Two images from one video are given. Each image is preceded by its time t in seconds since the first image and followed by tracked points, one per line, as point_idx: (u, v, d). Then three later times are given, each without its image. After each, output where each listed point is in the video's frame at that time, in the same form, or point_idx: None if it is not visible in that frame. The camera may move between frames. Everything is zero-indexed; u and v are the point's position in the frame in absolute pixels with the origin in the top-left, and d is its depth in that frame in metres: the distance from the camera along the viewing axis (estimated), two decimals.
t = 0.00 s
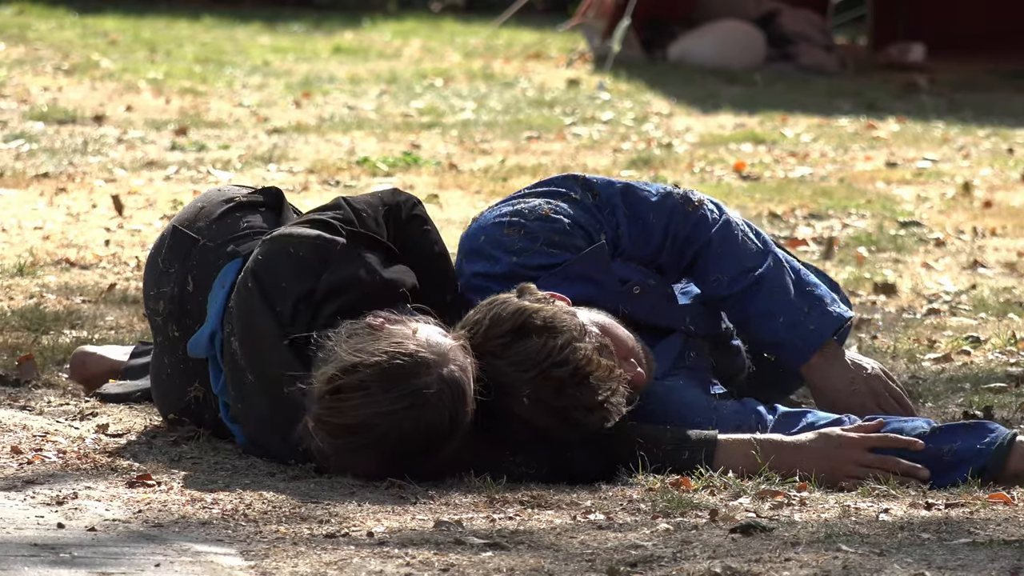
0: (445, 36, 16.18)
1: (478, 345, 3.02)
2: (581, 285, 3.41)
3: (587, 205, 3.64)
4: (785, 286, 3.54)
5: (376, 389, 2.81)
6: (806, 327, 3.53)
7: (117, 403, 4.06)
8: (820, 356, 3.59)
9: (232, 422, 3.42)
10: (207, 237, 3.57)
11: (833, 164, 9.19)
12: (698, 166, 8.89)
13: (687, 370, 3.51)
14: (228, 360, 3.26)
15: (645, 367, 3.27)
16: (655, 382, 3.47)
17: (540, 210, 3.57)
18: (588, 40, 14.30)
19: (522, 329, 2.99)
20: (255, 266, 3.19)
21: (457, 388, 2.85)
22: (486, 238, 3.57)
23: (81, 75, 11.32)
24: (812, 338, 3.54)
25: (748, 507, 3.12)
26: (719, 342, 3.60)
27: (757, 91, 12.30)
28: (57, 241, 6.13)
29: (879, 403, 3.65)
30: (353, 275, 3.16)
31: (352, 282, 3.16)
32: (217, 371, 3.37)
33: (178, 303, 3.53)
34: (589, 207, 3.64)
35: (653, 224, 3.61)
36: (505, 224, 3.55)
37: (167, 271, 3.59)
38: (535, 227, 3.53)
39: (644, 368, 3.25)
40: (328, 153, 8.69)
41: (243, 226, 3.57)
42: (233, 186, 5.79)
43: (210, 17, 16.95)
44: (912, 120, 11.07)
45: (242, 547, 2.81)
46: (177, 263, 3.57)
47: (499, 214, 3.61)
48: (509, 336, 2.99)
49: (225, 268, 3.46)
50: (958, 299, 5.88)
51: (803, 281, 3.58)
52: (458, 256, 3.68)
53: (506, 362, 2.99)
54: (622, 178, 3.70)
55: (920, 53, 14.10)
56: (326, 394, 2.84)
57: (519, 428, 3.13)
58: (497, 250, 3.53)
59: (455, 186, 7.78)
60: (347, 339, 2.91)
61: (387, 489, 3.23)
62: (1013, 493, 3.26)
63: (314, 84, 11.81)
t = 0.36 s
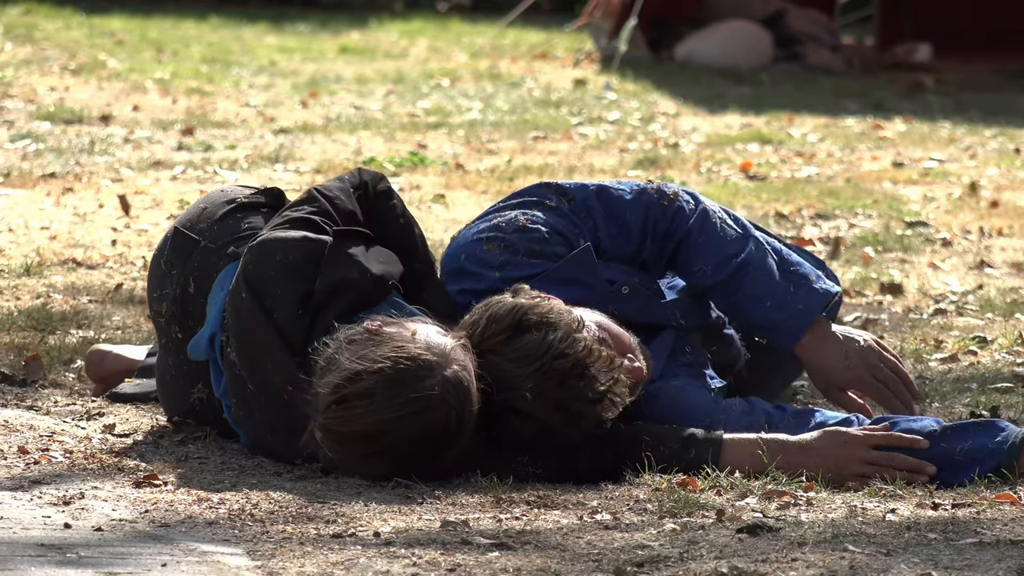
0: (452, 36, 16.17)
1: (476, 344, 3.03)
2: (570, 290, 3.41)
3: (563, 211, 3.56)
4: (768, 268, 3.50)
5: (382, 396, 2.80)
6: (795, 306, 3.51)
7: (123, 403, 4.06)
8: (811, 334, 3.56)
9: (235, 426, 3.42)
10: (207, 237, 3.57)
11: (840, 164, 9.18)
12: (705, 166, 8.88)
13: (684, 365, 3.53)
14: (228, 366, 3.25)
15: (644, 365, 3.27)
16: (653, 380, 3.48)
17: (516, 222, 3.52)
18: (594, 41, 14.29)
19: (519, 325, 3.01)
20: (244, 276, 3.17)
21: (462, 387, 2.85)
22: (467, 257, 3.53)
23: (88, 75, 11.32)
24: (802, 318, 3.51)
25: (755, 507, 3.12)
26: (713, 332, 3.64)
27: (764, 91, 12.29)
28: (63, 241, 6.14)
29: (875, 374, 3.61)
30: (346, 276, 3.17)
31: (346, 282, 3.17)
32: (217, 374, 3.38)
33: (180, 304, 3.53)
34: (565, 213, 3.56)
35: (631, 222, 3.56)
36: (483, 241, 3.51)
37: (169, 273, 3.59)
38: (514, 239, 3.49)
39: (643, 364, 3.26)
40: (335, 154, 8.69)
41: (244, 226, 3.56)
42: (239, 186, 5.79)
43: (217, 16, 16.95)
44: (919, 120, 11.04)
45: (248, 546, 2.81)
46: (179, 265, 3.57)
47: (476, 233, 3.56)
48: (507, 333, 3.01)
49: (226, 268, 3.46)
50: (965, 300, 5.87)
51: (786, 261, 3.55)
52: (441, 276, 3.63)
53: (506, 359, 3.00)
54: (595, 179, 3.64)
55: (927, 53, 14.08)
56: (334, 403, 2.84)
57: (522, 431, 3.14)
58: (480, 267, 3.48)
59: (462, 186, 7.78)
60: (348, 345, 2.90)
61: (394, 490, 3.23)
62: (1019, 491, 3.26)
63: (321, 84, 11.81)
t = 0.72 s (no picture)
0: (467, 36, 16.16)
1: (488, 342, 3.03)
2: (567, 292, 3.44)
3: (549, 217, 3.60)
4: (752, 253, 3.54)
5: (395, 401, 2.79)
6: (784, 290, 3.55)
7: (145, 403, 4.08)
8: (801, 316, 3.62)
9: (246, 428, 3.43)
10: (214, 242, 3.55)
11: (855, 163, 9.14)
12: (720, 166, 8.85)
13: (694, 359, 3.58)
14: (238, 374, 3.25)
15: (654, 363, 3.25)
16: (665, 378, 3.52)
17: (505, 233, 3.55)
18: (610, 40, 14.27)
19: (530, 321, 3.02)
20: (243, 285, 3.16)
21: (475, 387, 2.84)
22: (461, 275, 3.55)
23: (104, 75, 11.34)
24: (792, 301, 3.56)
25: (771, 507, 3.10)
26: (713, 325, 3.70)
27: (779, 90, 12.25)
28: (79, 241, 6.14)
29: (869, 351, 3.67)
30: (346, 278, 3.16)
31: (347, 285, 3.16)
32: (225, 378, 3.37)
33: (188, 308, 3.53)
34: (552, 219, 3.60)
35: (619, 221, 3.60)
36: (475, 257, 3.54)
37: (178, 276, 3.59)
38: (505, 250, 3.51)
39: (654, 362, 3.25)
40: (350, 154, 8.69)
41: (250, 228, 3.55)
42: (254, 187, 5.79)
43: (232, 16, 16.97)
44: (934, 120, 11.00)
45: (264, 546, 2.80)
46: (187, 268, 3.57)
47: (467, 252, 3.59)
48: (519, 329, 3.01)
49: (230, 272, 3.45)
50: (981, 300, 5.83)
51: (770, 245, 3.59)
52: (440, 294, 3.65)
53: (520, 355, 3.00)
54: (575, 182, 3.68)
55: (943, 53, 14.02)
56: (349, 411, 2.83)
57: (536, 430, 3.13)
58: (475, 283, 3.51)
59: (477, 186, 7.77)
60: (359, 351, 2.90)
61: (410, 490, 3.21)
62: None
63: (336, 84, 11.81)
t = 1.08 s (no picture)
0: (476, 36, 16.16)
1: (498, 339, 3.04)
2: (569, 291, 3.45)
3: (541, 220, 3.61)
4: (741, 244, 3.58)
5: (408, 394, 2.79)
6: (774, 279, 3.59)
7: (152, 404, 4.08)
8: (794, 307, 3.64)
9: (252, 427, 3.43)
10: (224, 241, 3.55)
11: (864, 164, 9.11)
12: (729, 166, 8.84)
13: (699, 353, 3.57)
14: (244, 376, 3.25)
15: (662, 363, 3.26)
16: (674, 378, 3.49)
17: (500, 239, 3.57)
18: (619, 40, 14.26)
19: (541, 317, 3.03)
20: (246, 289, 3.14)
21: (487, 379, 2.85)
22: (459, 284, 3.57)
23: (113, 75, 11.36)
24: (782, 290, 3.60)
25: (779, 508, 3.09)
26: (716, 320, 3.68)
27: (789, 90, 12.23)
28: (87, 241, 6.15)
29: (860, 336, 3.61)
30: (347, 277, 3.15)
31: (349, 284, 3.15)
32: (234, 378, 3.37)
33: (198, 307, 3.53)
34: (544, 221, 3.62)
35: (611, 218, 3.64)
36: (471, 265, 3.56)
37: (187, 275, 3.58)
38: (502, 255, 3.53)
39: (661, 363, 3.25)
40: (359, 154, 8.69)
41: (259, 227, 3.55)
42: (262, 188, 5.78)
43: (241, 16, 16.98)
44: (944, 120, 10.97)
45: (272, 546, 2.80)
46: (197, 266, 3.56)
47: (463, 261, 3.61)
48: (529, 325, 3.03)
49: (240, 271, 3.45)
50: (989, 300, 5.81)
51: (758, 237, 3.64)
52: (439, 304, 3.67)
53: (532, 350, 3.01)
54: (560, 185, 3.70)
55: (952, 53, 13.99)
56: (362, 407, 2.83)
57: (544, 426, 3.12)
58: (473, 290, 3.53)
59: (486, 186, 7.76)
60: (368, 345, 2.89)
61: (418, 490, 3.21)
62: None
63: (345, 84, 11.81)
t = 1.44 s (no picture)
0: (483, 36, 16.16)
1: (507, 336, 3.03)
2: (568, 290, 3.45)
3: (527, 226, 3.63)
4: (722, 233, 3.61)
5: (416, 384, 2.79)
6: (758, 267, 3.63)
7: (160, 404, 4.08)
8: (777, 296, 3.70)
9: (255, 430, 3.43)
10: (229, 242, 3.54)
11: (871, 164, 9.10)
12: (736, 166, 8.83)
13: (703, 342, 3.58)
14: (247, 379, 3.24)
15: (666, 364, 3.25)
16: (678, 379, 3.49)
17: (491, 248, 3.59)
18: (625, 40, 14.25)
19: (550, 315, 3.03)
20: (248, 295, 3.13)
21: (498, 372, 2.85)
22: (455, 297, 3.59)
23: (119, 75, 11.36)
24: (766, 278, 3.64)
25: (786, 507, 3.09)
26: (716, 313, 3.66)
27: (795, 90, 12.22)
28: (94, 241, 6.15)
29: (846, 323, 3.72)
30: (347, 280, 3.17)
31: (349, 287, 3.18)
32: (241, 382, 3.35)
33: (205, 307, 3.52)
34: (531, 228, 3.64)
35: (595, 216, 3.64)
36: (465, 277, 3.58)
37: (194, 275, 3.57)
38: (494, 263, 3.55)
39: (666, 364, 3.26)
40: (366, 154, 8.69)
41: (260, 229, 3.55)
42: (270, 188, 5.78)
43: (247, 16, 16.99)
44: (950, 120, 10.95)
45: (280, 546, 2.80)
46: (204, 267, 3.55)
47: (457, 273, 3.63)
48: (539, 322, 3.02)
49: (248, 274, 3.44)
50: (996, 300, 5.80)
51: (739, 227, 3.67)
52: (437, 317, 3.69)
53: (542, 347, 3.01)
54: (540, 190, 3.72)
55: (959, 53, 13.97)
56: (370, 399, 2.82)
57: (552, 424, 3.12)
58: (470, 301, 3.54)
59: (493, 186, 7.76)
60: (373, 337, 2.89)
61: (426, 491, 3.21)
62: None
63: (352, 84, 11.82)
